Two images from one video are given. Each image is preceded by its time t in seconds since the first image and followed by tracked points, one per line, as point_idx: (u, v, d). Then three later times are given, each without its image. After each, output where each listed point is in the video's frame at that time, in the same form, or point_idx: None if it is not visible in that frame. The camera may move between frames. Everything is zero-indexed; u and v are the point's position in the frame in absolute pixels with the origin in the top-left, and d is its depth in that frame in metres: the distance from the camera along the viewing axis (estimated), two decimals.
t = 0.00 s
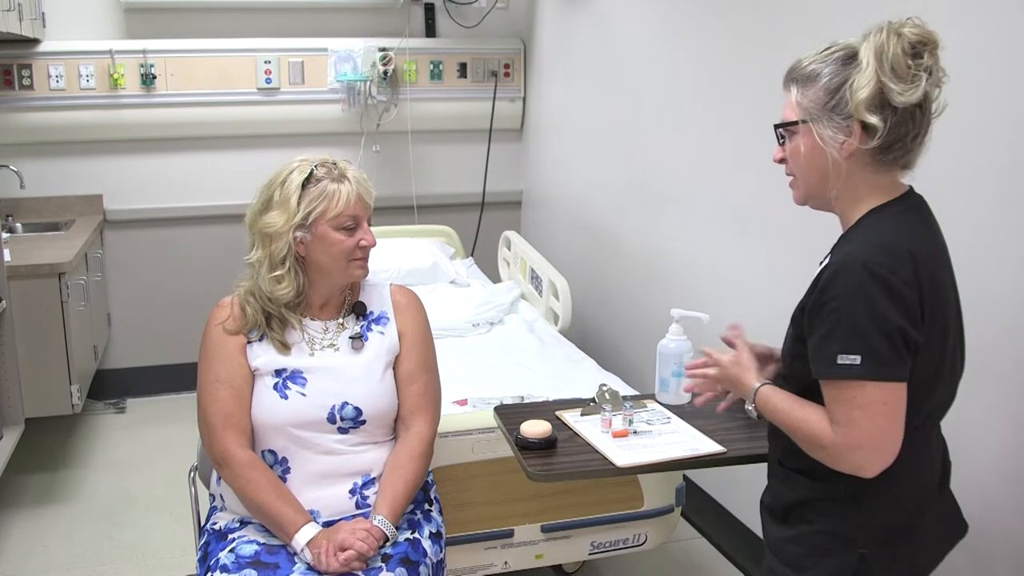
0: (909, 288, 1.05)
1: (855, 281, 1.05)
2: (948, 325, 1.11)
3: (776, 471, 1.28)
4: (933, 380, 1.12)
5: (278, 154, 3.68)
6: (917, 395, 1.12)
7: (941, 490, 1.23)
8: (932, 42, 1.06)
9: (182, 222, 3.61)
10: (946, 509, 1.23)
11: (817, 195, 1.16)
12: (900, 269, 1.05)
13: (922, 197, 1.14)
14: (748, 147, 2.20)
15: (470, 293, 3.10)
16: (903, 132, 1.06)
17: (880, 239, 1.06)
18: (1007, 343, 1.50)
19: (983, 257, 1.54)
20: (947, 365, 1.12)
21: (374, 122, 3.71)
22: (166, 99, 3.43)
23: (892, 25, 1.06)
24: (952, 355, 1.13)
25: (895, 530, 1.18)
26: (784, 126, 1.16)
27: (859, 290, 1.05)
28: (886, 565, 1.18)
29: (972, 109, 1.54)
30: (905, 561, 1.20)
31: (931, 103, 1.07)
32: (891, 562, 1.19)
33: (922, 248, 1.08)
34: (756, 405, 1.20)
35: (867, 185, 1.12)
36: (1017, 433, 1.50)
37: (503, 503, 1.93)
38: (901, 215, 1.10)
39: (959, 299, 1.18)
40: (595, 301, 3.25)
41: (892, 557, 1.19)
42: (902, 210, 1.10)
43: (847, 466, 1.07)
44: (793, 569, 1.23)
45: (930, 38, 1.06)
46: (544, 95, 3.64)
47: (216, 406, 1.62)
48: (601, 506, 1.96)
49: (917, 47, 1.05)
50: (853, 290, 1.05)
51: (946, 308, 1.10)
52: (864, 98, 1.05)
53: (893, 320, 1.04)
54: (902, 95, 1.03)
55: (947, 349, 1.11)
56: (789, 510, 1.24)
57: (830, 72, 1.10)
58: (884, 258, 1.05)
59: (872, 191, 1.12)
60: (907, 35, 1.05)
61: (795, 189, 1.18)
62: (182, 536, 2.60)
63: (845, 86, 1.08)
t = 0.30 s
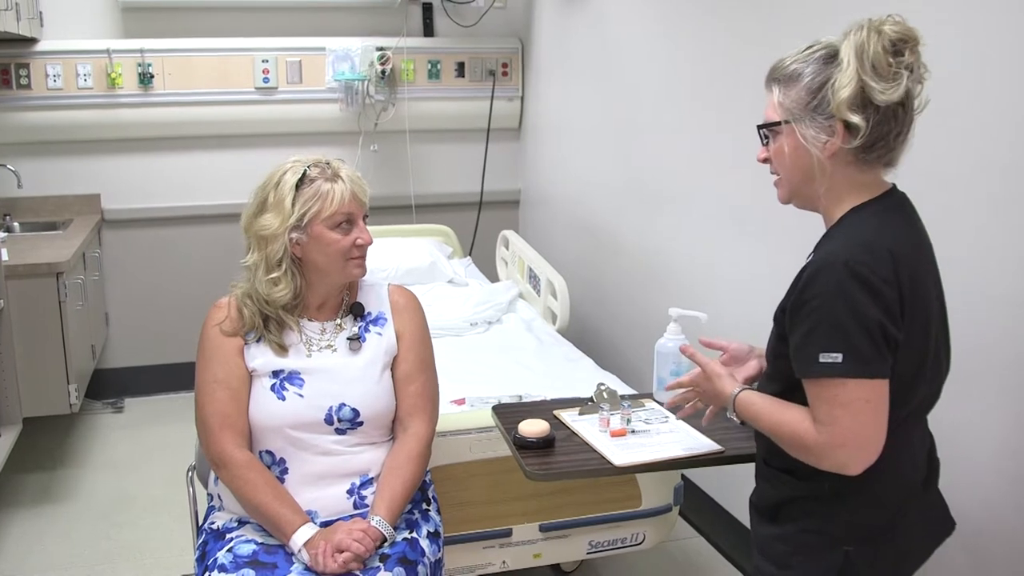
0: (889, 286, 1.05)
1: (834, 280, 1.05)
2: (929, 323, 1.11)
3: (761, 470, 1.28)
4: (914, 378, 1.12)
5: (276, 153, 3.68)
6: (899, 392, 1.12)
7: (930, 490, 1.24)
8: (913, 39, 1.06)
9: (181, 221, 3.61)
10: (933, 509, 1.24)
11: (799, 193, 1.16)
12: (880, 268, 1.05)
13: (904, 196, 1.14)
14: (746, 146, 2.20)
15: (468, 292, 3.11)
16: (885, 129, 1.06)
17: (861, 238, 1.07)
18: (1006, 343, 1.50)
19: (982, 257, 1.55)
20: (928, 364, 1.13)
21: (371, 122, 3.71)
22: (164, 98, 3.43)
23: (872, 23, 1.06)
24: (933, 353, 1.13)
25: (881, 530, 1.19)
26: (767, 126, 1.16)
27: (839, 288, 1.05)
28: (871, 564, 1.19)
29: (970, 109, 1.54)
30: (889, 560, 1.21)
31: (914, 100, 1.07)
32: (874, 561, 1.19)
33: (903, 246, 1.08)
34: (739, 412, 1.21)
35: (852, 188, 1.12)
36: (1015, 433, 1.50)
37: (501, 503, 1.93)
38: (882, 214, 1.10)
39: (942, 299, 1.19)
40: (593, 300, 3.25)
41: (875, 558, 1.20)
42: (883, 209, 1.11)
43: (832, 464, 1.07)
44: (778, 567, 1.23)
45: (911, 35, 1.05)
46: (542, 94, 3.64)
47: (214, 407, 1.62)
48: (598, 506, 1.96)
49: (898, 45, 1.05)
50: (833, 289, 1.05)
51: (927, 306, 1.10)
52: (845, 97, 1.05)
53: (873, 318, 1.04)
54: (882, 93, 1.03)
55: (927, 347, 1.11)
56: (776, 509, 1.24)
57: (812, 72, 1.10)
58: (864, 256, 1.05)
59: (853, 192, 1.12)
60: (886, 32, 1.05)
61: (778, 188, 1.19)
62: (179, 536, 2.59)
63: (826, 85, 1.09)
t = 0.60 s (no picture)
0: (864, 283, 1.05)
1: (808, 277, 1.05)
2: (910, 322, 1.11)
3: (752, 466, 1.28)
4: (894, 376, 1.12)
5: (275, 152, 3.68)
6: (878, 390, 1.12)
7: (924, 490, 1.24)
8: (887, 32, 1.05)
9: (179, 221, 3.61)
10: (925, 509, 1.24)
11: (785, 194, 1.17)
12: (856, 264, 1.05)
13: (888, 190, 1.14)
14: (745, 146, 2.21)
15: (466, 291, 3.11)
16: (863, 125, 1.06)
17: (837, 235, 1.07)
18: (1005, 342, 1.50)
19: (979, 256, 1.55)
20: (909, 363, 1.12)
21: (370, 121, 3.70)
22: (162, 97, 3.43)
23: (845, 19, 1.06)
24: (914, 352, 1.13)
25: (869, 527, 1.18)
26: (746, 130, 1.17)
27: (813, 285, 1.05)
28: (860, 562, 1.19)
29: (969, 109, 1.54)
30: (878, 559, 1.20)
31: (891, 93, 1.07)
32: (862, 559, 1.19)
33: (883, 245, 1.08)
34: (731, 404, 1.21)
35: (840, 185, 1.12)
36: (1015, 432, 1.50)
37: (500, 503, 1.93)
38: (862, 212, 1.10)
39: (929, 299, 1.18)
40: (591, 300, 3.25)
41: (863, 556, 1.19)
42: (864, 207, 1.10)
43: (800, 459, 1.08)
44: (765, 563, 1.23)
45: (885, 28, 1.05)
46: (540, 94, 3.64)
47: (212, 407, 1.62)
48: (597, 505, 1.96)
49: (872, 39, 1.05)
50: (807, 286, 1.05)
51: (908, 305, 1.10)
52: (822, 96, 1.05)
53: (845, 315, 1.04)
54: (856, 90, 1.03)
55: (908, 346, 1.11)
56: (766, 506, 1.24)
57: (787, 73, 1.11)
58: (839, 252, 1.05)
59: (836, 188, 1.12)
60: (859, 27, 1.04)
61: (763, 189, 1.19)
62: (177, 535, 2.59)
63: (802, 85, 1.09)
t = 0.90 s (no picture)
0: (854, 286, 1.05)
1: (799, 282, 1.05)
2: (904, 321, 1.10)
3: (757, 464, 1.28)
4: (890, 376, 1.11)
5: (274, 151, 3.67)
6: (874, 389, 1.12)
7: (928, 487, 1.24)
8: (839, 33, 1.07)
9: (178, 221, 3.61)
10: (929, 507, 1.24)
11: (776, 206, 1.18)
12: (845, 268, 1.05)
13: (877, 190, 1.15)
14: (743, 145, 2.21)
15: (465, 291, 3.10)
16: (829, 127, 1.07)
17: (827, 239, 1.07)
18: (1005, 342, 1.50)
19: (979, 256, 1.55)
20: (905, 362, 1.12)
21: (369, 121, 3.70)
22: (161, 97, 3.43)
23: (796, 27, 1.09)
24: (910, 351, 1.12)
25: (872, 525, 1.18)
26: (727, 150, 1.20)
27: (804, 291, 1.05)
28: (864, 561, 1.19)
29: (968, 108, 1.54)
30: (882, 558, 1.20)
31: (854, 91, 1.07)
32: (866, 558, 1.19)
33: (873, 246, 1.07)
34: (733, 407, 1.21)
35: (822, 189, 1.12)
36: (1015, 432, 1.50)
37: (499, 502, 1.93)
38: (852, 214, 1.10)
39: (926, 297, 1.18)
40: (590, 299, 3.25)
41: (867, 556, 1.19)
42: (850, 208, 1.11)
43: (803, 465, 1.09)
44: (770, 563, 1.23)
45: (836, 30, 1.07)
46: (539, 94, 3.64)
47: (208, 406, 1.62)
48: (596, 505, 1.96)
49: (823, 42, 1.06)
50: (797, 291, 1.05)
51: (902, 304, 1.09)
52: (777, 107, 1.07)
53: (837, 319, 1.04)
54: (805, 95, 1.05)
55: (903, 345, 1.10)
56: (770, 506, 1.24)
57: (750, 89, 1.13)
58: (828, 257, 1.05)
59: (821, 190, 1.12)
60: (809, 33, 1.07)
61: (757, 203, 1.21)
62: (176, 535, 2.59)
63: (763, 99, 1.11)
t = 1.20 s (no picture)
0: (856, 284, 1.05)
1: (801, 281, 1.06)
2: (911, 321, 1.09)
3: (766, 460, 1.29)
4: (896, 375, 1.11)
5: (273, 151, 3.67)
6: (878, 388, 1.11)
7: (937, 486, 1.23)
8: (844, 35, 1.07)
9: (177, 221, 3.61)
10: (937, 507, 1.23)
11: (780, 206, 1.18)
12: (847, 266, 1.05)
13: (884, 190, 1.14)
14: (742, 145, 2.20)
15: (464, 291, 3.10)
16: (833, 129, 1.07)
17: (829, 238, 1.07)
18: (1005, 342, 1.50)
19: (978, 256, 1.55)
20: (912, 361, 1.11)
21: (367, 121, 3.70)
22: (160, 97, 3.42)
23: (800, 28, 1.09)
24: (916, 350, 1.11)
25: (878, 524, 1.18)
26: (733, 151, 1.20)
27: (806, 289, 1.06)
28: (871, 558, 1.19)
29: (969, 108, 1.54)
30: (889, 557, 1.20)
31: (858, 93, 1.07)
32: (872, 556, 1.19)
33: (877, 244, 1.07)
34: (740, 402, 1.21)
35: (826, 190, 1.12)
36: (1014, 433, 1.50)
37: (498, 502, 1.93)
38: (857, 212, 1.10)
39: (936, 296, 1.17)
40: (589, 299, 3.25)
41: (873, 554, 1.19)
42: (854, 207, 1.10)
43: (807, 462, 1.09)
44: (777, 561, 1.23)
45: (842, 32, 1.07)
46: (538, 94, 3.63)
47: (205, 406, 1.62)
48: (594, 505, 1.96)
49: (826, 44, 1.06)
50: (800, 290, 1.06)
51: (908, 303, 1.09)
52: (780, 110, 1.07)
53: (838, 317, 1.04)
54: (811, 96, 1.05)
55: (910, 344, 1.10)
56: (779, 504, 1.25)
57: (755, 91, 1.14)
58: (830, 256, 1.06)
59: (824, 191, 1.12)
60: (813, 35, 1.07)
61: (761, 202, 1.21)
62: (175, 535, 2.59)
63: (768, 102, 1.12)
